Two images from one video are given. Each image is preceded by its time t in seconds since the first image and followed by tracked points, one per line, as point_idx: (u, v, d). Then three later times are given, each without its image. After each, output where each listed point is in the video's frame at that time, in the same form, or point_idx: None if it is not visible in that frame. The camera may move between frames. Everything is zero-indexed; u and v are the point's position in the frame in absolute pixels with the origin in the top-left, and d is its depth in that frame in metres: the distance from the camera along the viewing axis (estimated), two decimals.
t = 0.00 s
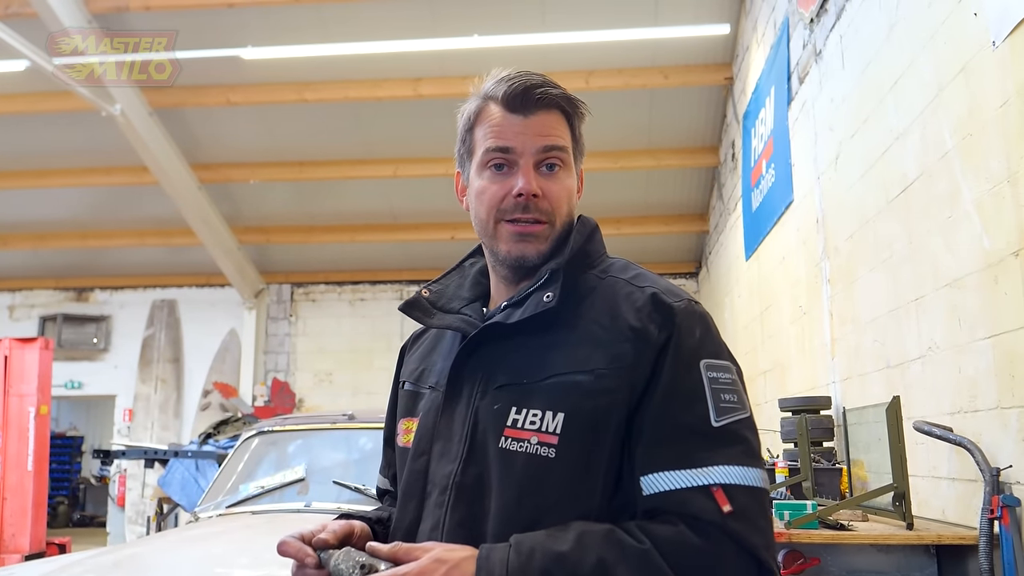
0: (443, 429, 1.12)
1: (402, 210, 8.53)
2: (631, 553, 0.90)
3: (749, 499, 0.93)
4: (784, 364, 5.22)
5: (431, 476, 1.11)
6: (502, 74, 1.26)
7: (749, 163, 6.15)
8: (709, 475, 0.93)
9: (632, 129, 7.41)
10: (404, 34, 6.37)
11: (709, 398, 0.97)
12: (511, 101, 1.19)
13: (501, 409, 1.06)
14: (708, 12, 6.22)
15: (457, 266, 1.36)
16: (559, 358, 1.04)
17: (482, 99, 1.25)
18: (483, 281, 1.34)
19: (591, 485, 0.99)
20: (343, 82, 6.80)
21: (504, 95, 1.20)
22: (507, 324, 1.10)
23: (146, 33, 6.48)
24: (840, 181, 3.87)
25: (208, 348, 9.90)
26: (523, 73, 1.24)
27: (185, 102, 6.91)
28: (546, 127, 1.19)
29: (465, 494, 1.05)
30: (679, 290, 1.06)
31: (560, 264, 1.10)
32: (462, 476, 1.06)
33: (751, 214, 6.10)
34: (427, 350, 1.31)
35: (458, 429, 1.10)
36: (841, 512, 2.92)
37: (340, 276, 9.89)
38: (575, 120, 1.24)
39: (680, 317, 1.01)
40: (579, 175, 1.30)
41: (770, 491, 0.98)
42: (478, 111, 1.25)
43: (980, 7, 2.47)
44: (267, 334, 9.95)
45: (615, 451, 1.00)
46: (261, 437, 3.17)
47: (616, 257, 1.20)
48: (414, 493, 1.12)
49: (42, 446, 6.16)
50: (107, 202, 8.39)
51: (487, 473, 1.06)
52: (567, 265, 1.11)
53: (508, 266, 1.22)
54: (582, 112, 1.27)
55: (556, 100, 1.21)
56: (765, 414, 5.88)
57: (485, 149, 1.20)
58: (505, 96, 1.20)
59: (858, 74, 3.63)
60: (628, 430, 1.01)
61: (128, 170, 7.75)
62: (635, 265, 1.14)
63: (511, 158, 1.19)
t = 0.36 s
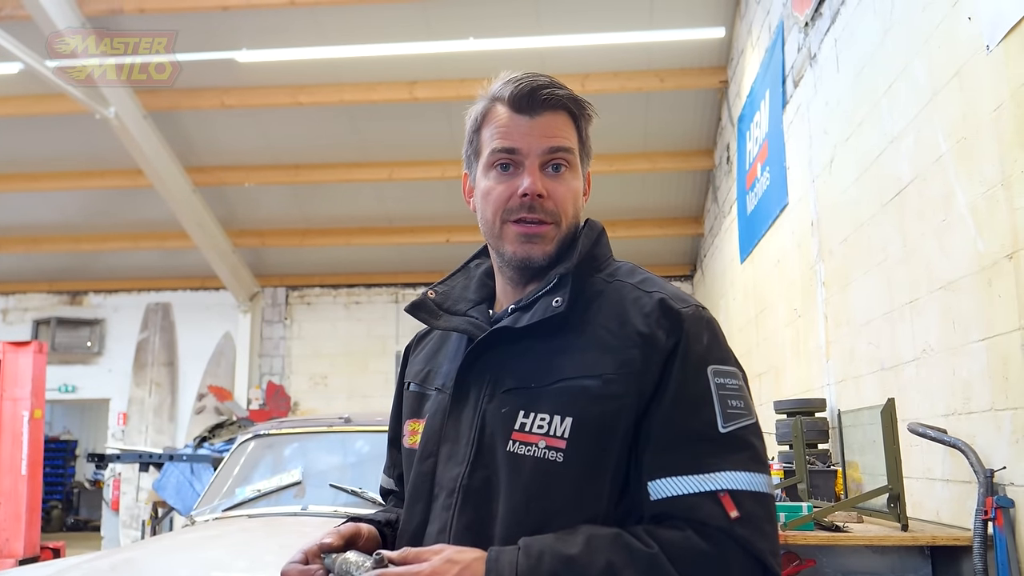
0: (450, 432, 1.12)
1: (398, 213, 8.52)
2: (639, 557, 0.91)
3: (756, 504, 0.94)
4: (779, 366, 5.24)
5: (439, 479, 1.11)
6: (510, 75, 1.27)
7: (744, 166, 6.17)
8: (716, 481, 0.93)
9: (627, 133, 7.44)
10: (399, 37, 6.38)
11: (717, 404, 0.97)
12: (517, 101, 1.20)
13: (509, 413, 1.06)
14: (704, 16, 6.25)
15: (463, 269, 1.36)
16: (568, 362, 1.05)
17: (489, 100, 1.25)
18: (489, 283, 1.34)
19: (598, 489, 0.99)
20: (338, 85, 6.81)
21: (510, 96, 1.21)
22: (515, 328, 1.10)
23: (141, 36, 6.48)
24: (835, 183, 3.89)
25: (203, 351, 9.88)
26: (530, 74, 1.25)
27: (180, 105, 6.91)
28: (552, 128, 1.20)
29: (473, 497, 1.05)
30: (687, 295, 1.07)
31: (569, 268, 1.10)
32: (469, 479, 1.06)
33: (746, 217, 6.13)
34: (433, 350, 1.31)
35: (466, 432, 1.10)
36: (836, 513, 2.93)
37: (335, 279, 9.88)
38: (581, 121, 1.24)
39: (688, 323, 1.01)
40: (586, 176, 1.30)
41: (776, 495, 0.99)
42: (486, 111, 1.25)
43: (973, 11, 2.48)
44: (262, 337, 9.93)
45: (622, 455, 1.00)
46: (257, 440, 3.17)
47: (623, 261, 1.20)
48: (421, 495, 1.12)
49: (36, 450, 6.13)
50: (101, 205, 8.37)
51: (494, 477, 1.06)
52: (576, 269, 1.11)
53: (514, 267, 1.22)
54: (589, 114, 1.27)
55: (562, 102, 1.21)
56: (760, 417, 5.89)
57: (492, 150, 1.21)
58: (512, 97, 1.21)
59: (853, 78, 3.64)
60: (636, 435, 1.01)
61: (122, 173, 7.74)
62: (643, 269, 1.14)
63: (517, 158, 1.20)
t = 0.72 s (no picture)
0: (451, 433, 1.13)
1: (391, 215, 8.51)
2: (641, 558, 0.91)
3: (756, 506, 0.94)
4: (772, 368, 5.25)
5: (439, 480, 1.11)
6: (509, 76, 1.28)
7: (737, 168, 6.19)
8: (717, 483, 0.94)
9: (621, 134, 7.44)
10: (393, 38, 6.38)
11: (718, 407, 0.98)
12: (515, 102, 1.21)
13: (510, 414, 1.06)
14: (697, 18, 6.27)
15: (464, 269, 1.36)
16: (569, 364, 1.05)
17: (488, 100, 1.26)
18: (490, 283, 1.34)
19: (599, 491, 1.00)
20: (331, 86, 6.80)
21: (508, 96, 1.21)
22: (517, 330, 1.11)
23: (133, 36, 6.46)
24: (828, 185, 3.90)
25: (196, 353, 9.85)
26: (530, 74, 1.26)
27: (172, 105, 6.89)
28: (550, 128, 1.20)
29: (474, 499, 1.05)
30: (688, 297, 1.07)
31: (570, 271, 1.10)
32: (471, 480, 1.06)
33: (739, 219, 6.15)
34: (433, 352, 1.31)
35: (467, 434, 1.10)
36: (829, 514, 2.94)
37: (328, 280, 9.86)
38: (580, 122, 1.25)
39: (689, 326, 1.02)
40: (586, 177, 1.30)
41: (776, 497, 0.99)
42: (484, 112, 1.26)
43: (966, 13, 2.50)
44: (255, 338, 9.90)
45: (624, 458, 1.01)
46: (250, 442, 3.16)
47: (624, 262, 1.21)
48: (421, 496, 1.12)
49: (27, 452, 6.10)
50: (93, 206, 8.34)
51: (496, 478, 1.06)
52: (576, 271, 1.12)
53: (511, 267, 1.23)
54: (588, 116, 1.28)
55: (560, 103, 1.21)
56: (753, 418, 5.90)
57: (490, 150, 1.22)
58: (510, 96, 1.22)
59: (846, 80, 3.66)
60: (637, 437, 1.01)
61: (114, 173, 7.71)
62: (644, 270, 1.15)
63: (514, 157, 1.20)
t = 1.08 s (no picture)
0: (447, 431, 1.12)
1: (384, 213, 8.50)
2: (638, 556, 0.92)
3: (752, 505, 0.95)
4: (764, 366, 5.27)
5: (436, 478, 1.11)
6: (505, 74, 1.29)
7: (730, 167, 6.20)
8: (713, 482, 0.94)
9: (614, 133, 7.45)
10: (386, 36, 6.36)
11: (715, 406, 0.98)
12: (510, 99, 1.21)
13: (506, 412, 1.06)
14: (690, 17, 6.28)
15: (461, 267, 1.36)
16: (566, 362, 1.05)
17: (485, 97, 1.26)
18: (487, 282, 1.34)
19: (595, 489, 1.00)
20: (324, 84, 6.78)
21: (504, 93, 1.21)
22: (513, 328, 1.11)
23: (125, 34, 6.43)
24: (820, 184, 3.92)
25: (188, 351, 9.81)
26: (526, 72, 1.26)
27: (164, 103, 6.86)
28: (544, 124, 1.20)
29: (470, 497, 1.06)
30: (685, 295, 1.08)
31: (567, 269, 1.10)
32: (467, 478, 1.06)
33: (732, 218, 6.17)
34: (430, 350, 1.31)
35: (463, 432, 1.10)
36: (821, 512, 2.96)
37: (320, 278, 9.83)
38: (576, 119, 1.25)
39: (687, 324, 1.02)
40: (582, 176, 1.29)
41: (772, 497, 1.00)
42: (481, 109, 1.26)
43: (958, 13, 2.51)
44: (247, 337, 9.86)
45: (620, 457, 1.01)
46: (243, 441, 3.15)
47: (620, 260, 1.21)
48: (418, 494, 1.12)
49: (18, 450, 6.06)
50: (84, 204, 8.30)
51: (492, 477, 1.06)
52: (573, 269, 1.12)
53: (505, 265, 1.23)
54: (584, 113, 1.28)
55: (556, 100, 1.21)
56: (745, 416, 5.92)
57: (484, 147, 1.22)
58: (504, 93, 1.22)
59: (839, 80, 3.67)
60: (633, 436, 1.02)
61: (106, 172, 7.67)
62: (641, 269, 1.15)
63: (508, 155, 1.20)
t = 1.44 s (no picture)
0: (444, 429, 1.12)
1: (378, 211, 8.48)
2: (636, 555, 0.92)
3: (749, 508, 0.95)
4: (757, 364, 5.29)
5: (432, 475, 1.10)
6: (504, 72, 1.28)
7: (723, 165, 6.21)
8: (711, 483, 0.94)
9: (608, 131, 7.46)
10: (379, 33, 6.34)
11: (713, 407, 0.98)
12: (512, 95, 1.21)
13: (504, 410, 1.06)
14: (684, 15, 6.28)
15: (459, 263, 1.36)
16: (564, 361, 1.05)
17: (485, 95, 1.26)
18: (484, 279, 1.34)
19: (591, 488, 1.00)
20: (318, 81, 6.76)
21: (506, 90, 1.21)
22: (511, 326, 1.11)
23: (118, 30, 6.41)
24: (814, 183, 3.93)
25: (180, 348, 9.78)
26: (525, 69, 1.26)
27: (157, 100, 6.83)
28: (546, 122, 1.20)
29: (467, 494, 1.06)
30: (683, 295, 1.08)
31: (565, 268, 1.10)
32: (463, 476, 1.06)
33: (725, 216, 6.18)
34: (427, 346, 1.30)
35: (460, 430, 1.10)
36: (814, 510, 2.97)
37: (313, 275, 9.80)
38: (576, 117, 1.25)
39: (685, 325, 1.02)
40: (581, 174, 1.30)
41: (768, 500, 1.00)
42: (481, 107, 1.26)
43: (951, 13, 2.52)
44: (240, 334, 9.83)
45: (617, 456, 1.01)
46: (236, 438, 3.14)
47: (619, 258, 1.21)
48: (415, 491, 1.11)
49: (10, 448, 6.03)
50: (77, 201, 8.26)
51: (489, 474, 1.06)
52: (572, 266, 1.12)
53: (507, 263, 1.23)
54: (583, 111, 1.28)
55: (557, 98, 1.21)
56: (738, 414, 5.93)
57: (485, 146, 1.21)
58: (505, 91, 1.22)
59: (832, 79, 3.68)
60: (630, 435, 1.02)
61: (98, 168, 7.64)
62: (639, 267, 1.15)
63: (510, 152, 1.20)
